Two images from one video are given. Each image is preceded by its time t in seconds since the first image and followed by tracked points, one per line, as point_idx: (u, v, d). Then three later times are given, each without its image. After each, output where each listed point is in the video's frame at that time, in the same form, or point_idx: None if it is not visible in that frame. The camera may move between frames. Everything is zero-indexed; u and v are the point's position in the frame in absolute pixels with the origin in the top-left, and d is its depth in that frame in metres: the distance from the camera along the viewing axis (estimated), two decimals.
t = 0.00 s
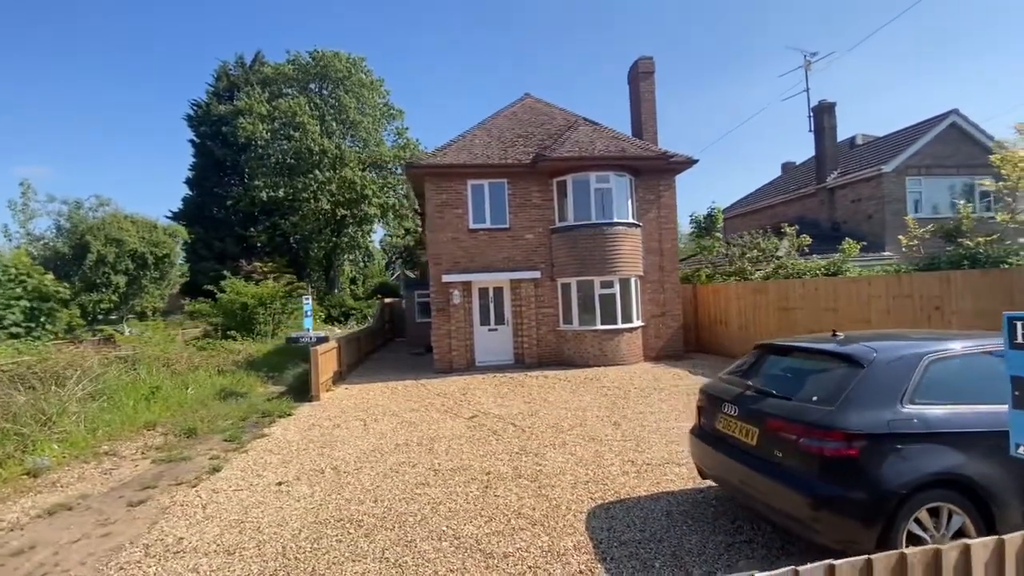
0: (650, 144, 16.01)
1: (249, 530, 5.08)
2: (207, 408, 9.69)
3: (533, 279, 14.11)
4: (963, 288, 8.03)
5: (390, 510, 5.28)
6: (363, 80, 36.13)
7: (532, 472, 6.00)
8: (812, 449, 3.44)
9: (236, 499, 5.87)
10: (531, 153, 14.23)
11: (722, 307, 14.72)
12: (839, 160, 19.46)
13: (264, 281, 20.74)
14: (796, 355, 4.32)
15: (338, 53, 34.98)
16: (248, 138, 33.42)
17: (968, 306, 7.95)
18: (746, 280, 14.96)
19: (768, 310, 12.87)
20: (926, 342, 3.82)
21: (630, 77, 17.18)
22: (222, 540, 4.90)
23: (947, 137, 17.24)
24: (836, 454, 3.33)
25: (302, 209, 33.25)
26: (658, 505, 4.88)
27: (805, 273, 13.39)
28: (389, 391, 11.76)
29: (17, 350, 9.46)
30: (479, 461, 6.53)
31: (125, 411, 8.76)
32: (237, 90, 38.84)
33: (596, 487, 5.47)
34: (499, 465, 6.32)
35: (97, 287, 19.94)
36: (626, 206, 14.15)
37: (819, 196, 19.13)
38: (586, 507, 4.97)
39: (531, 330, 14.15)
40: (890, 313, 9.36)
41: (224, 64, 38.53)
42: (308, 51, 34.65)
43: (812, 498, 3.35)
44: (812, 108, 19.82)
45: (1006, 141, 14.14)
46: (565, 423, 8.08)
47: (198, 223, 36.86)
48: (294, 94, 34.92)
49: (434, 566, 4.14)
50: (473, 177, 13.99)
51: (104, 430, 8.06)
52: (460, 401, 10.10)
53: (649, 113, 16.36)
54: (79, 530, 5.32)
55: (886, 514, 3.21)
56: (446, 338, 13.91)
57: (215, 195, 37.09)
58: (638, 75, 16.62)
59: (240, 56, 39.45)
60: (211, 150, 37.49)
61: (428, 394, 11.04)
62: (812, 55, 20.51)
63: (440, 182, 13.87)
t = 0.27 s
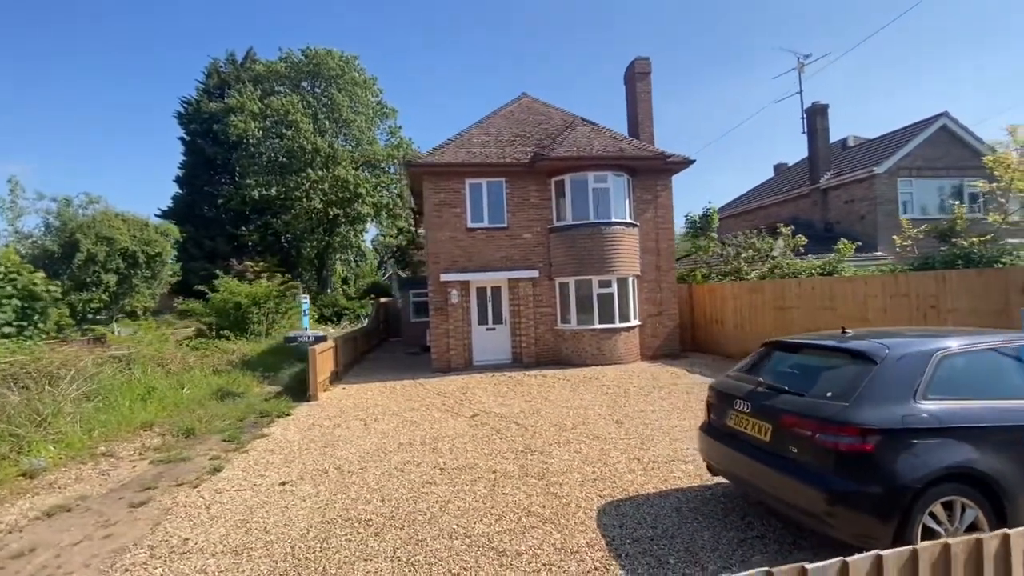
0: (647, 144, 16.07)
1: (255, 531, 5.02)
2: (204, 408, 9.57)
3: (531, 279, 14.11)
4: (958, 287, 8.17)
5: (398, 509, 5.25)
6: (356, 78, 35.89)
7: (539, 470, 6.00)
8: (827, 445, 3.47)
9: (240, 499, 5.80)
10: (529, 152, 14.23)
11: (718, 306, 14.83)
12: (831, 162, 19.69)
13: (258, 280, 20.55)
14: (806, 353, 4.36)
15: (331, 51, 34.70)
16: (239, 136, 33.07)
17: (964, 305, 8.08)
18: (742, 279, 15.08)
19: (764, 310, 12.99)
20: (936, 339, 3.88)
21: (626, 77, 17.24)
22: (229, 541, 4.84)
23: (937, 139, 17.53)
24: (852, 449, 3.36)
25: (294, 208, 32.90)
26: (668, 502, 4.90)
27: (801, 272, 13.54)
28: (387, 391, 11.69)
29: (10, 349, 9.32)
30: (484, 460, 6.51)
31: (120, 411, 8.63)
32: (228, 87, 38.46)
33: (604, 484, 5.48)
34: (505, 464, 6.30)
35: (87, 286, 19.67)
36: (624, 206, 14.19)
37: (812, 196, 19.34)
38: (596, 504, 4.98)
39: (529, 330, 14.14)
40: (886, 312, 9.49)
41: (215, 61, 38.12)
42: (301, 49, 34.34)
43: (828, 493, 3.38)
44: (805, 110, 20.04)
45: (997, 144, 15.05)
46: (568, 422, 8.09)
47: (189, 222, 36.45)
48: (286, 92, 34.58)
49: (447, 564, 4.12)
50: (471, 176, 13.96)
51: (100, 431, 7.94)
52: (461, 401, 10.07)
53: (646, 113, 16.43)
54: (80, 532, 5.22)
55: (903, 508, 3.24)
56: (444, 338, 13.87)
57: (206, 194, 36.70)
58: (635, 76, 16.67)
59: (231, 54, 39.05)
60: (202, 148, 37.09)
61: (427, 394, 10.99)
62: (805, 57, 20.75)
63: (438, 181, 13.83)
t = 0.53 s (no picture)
0: (642, 143, 16.12)
1: (259, 532, 4.92)
2: (199, 408, 9.42)
3: (528, 278, 14.08)
4: (953, 285, 8.29)
5: (405, 508, 5.18)
6: (348, 76, 35.59)
7: (544, 468, 5.97)
8: (842, 439, 3.48)
9: (241, 500, 5.70)
10: (526, 151, 14.20)
11: (713, 305, 14.94)
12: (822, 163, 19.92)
13: (250, 279, 20.30)
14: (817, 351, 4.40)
15: (322, 48, 34.32)
16: (229, 133, 32.62)
17: (958, 303, 8.20)
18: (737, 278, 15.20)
19: (759, 309, 13.10)
20: (946, 335, 3.92)
21: (622, 77, 17.28)
22: (233, 542, 4.74)
23: (926, 141, 17.81)
24: (867, 443, 3.37)
25: (284, 206, 32.52)
26: (676, 499, 4.90)
27: (795, 271, 13.67)
28: (384, 390, 11.59)
29: None
30: (488, 458, 6.47)
31: (113, 412, 8.46)
32: (217, 84, 37.97)
33: (611, 481, 5.46)
34: (510, 462, 6.27)
35: (74, 285, 19.41)
36: (621, 205, 14.22)
37: (804, 197, 19.55)
38: (605, 501, 4.97)
39: (526, 328, 14.12)
40: (881, 310, 9.61)
41: (204, 57, 37.61)
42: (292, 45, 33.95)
43: (843, 488, 3.39)
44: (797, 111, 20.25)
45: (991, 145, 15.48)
46: (569, 420, 8.08)
47: (177, 220, 35.92)
48: (277, 89, 34.06)
49: (459, 563, 4.07)
50: (468, 174, 13.91)
51: (92, 431, 7.77)
52: (460, 400, 10.01)
53: (641, 113, 16.48)
54: (77, 535, 5.09)
55: (918, 501, 3.26)
56: (441, 337, 13.80)
57: (194, 191, 36.22)
58: (631, 76, 16.71)
59: (221, 50, 38.56)
60: (191, 145, 36.61)
61: (425, 393, 10.92)
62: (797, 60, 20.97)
63: (434, 179, 13.75)
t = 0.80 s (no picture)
0: (638, 143, 16.18)
1: (263, 534, 4.83)
2: (193, 409, 9.25)
3: (524, 277, 14.05)
4: (947, 283, 8.42)
5: (412, 509, 5.12)
6: (339, 74, 35.26)
7: (550, 468, 5.94)
8: (857, 436, 3.49)
9: (242, 502, 5.59)
10: (522, 150, 14.17)
11: (708, 305, 15.04)
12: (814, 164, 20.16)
13: (240, 278, 20.04)
14: (825, 349, 4.44)
15: (313, 45, 33.93)
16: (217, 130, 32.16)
17: (953, 301, 8.33)
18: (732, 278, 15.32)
19: (754, 308, 13.21)
20: (956, 332, 3.96)
21: (617, 77, 17.32)
22: (237, 545, 4.64)
23: (915, 143, 18.10)
24: (882, 439, 3.39)
25: (274, 205, 32.13)
26: (686, 496, 4.90)
27: (789, 271, 13.82)
28: (380, 390, 11.49)
29: None
30: (493, 458, 6.43)
31: (105, 413, 8.29)
32: (205, 81, 37.44)
33: (618, 480, 5.45)
34: (514, 462, 6.23)
35: (60, 284, 19.13)
36: (617, 205, 14.24)
37: (796, 197, 19.76)
38: (614, 500, 4.95)
39: (523, 328, 14.09)
40: (876, 309, 9.74)
41: (192, 53, 37.07)
42: (282, 42, 33.55)
43: (859, 485, 3.40)
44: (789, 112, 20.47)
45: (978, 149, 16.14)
46: (571, 419, 8.07)
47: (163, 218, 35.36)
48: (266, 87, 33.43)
49: (471, 564, 4.02)
50: (465, 173, 13.84)
51: (84, 433, 7.60)
52: (459, 399, 9.95)
53: (636, 113, 16.54)
54: (73, 539, 4.95)
55: (933, 496, 3.28)
56: (437, 336, 13.73)
57: (182, 190, 35.71)
58: (626, 76, 16.76)
59: (209, 47, 38.03)
60: (178, 143, 36.08)
61: (423, 393, 10.85)
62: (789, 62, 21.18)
63: (431, 178, 13.66)
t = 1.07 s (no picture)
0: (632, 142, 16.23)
1: (268, 535, 4.76)
2: (187, 410, 9.09)
3: (520, 276, 14.03)
4: (940, 281, 8.58)
5: (419, 508, 5.08)
6: (329, 71, 34.90)
7: (555, 465, 5.93)
8: (869, 431, 3.53)
9: (243, 503, 5.51)
10: (518, 149, 14.14)
11: (701, 303, 15.17)
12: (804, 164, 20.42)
13: (230, 278, 19.78)
14: (831, 345, 4.50)
15: (302, 42, 33.53)
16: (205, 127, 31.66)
17: (946, 299, 8.48)
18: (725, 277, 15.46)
19: (748, 306, 13.35)
20: (963, 328, 4.03)
21: (611, 76, 17.37)
22: (242, 547, 4.57)
23: (903, 143, 18.41)
24: (895, 433, 3.43)
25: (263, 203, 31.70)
26: (693, 492, 4.93)
27: (782, 269, 13.99)
28: (376, 390, 11.39)
29: None
30: (496, 456, 6.41)
31: (97, 414, 8.12)
32: (192, 77, 36.88)
33: (625, 477, 5.46)
34: (519, 460, 6.21)
35: (44, 283, 18.77)
36: (612, 204, 14.29)
37: (786, 197, 20.00)
38: (622, 497, 4.96)
39: (518, 327, 14.07)
40: (870, 307, 9.89)
41: (178, 49, 36.49)
42: (270, 39, 33.11)
43: (871, 479, 3.44)
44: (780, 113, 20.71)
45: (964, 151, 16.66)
46: (572, 417, 8.07)
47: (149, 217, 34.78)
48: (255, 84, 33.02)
49: (483, 562, 3.99)
50: (460, 171, 13.79)
51: (75, 435, 7.43)
52: (457, 398, 9.89)
53: (630, 112, 16.59)
54: (71, 543, 4.83)
55: (945, 489, 3.33)
56: (433, 336, 13.66)
57: (168, 188, 35.18)
58: (620, 75, 16.81)
59: (196, 43, 37.47)
60: (164, 140, 35.51)
61: (420, 392, 10.78)
62: (779, 63, 21.42)
63: (426, 176, 13.59)
